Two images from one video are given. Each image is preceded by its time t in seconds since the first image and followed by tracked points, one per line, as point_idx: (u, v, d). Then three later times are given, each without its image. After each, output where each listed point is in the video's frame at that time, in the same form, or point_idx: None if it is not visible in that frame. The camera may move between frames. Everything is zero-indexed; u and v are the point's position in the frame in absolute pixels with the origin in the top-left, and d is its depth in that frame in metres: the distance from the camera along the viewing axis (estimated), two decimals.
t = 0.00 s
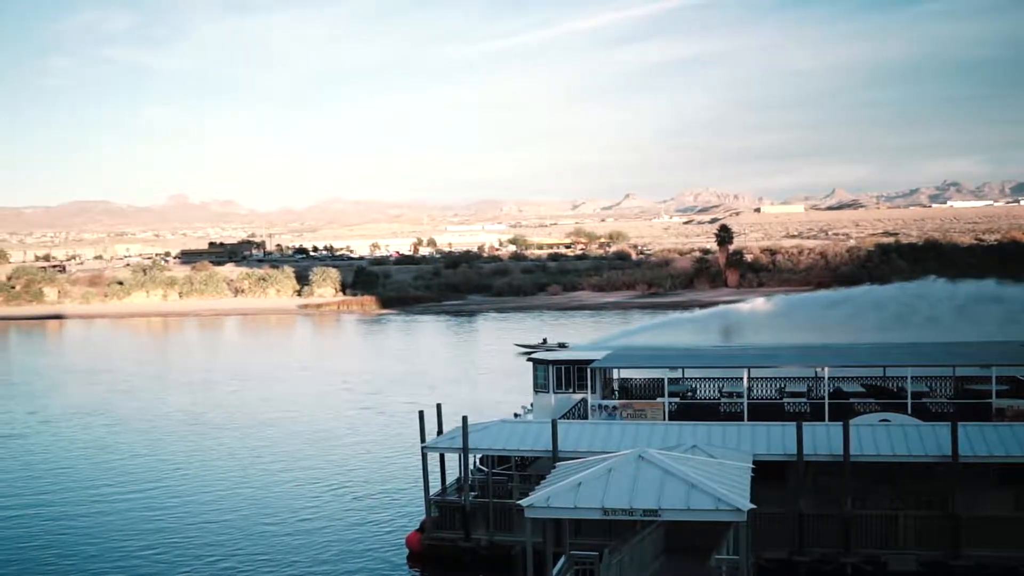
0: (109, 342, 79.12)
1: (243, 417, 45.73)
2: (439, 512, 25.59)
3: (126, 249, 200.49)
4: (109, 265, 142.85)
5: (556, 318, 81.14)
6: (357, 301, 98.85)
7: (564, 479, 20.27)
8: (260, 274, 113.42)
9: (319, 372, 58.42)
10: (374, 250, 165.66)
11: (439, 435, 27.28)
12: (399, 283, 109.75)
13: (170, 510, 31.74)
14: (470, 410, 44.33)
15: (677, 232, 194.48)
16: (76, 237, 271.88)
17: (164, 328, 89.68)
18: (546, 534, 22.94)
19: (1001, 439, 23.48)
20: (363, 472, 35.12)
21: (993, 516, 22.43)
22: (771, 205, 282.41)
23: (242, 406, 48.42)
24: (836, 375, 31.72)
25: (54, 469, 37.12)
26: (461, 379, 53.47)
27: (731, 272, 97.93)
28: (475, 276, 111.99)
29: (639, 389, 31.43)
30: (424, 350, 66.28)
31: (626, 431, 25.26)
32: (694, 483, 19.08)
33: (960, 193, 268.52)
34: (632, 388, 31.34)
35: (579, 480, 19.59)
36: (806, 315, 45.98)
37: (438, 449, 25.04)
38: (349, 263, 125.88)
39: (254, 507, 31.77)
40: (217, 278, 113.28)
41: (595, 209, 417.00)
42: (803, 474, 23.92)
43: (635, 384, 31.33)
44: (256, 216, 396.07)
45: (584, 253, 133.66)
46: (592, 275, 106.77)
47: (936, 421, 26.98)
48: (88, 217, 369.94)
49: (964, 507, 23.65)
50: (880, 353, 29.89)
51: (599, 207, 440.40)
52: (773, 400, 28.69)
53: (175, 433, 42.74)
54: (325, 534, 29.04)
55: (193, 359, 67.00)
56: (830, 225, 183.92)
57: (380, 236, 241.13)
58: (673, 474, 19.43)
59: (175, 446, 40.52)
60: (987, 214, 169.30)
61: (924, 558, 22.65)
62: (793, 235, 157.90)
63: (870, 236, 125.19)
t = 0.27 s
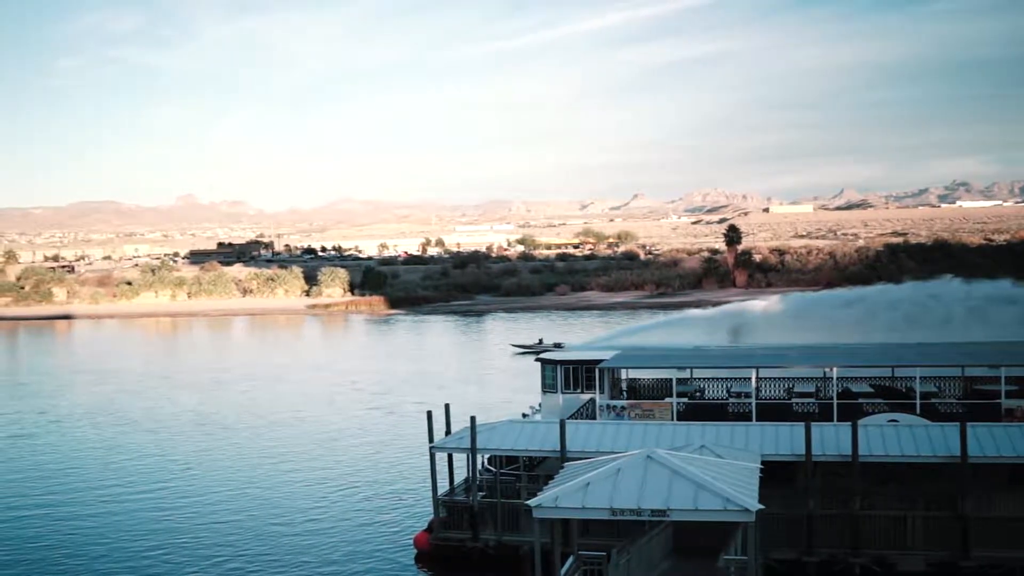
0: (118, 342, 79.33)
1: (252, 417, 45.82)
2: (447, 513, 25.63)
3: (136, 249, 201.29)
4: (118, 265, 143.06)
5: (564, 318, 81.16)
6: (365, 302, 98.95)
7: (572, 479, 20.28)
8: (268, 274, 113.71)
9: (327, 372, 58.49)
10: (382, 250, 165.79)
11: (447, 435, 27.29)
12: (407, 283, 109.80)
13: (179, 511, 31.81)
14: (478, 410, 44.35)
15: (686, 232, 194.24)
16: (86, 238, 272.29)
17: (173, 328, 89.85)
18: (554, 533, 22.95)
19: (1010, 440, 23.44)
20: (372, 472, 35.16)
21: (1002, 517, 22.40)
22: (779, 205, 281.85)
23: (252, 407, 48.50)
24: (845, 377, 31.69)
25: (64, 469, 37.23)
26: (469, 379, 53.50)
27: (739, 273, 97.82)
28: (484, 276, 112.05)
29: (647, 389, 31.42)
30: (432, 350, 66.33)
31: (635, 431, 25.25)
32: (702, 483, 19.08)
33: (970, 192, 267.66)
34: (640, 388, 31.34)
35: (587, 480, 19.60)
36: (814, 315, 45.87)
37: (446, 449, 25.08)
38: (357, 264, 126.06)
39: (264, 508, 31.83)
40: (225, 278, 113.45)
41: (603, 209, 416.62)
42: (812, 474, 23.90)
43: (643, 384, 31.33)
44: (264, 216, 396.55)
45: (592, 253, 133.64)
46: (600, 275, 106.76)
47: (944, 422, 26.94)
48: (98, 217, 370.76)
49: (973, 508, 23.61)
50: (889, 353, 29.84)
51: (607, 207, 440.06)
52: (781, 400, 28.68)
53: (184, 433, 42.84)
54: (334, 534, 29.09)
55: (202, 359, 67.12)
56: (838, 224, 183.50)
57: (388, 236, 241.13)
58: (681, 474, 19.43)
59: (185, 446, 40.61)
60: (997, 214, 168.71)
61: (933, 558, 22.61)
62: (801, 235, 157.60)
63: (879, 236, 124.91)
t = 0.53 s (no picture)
0: (127, 341, 79.46)
1: (262, 417, 45.88)
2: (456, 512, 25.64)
3: (145, 249, 201.67)
4: (127, 266, 143.24)
5: (572, 318, 81.17)
6: (374, 301, 99.01)
7: (581, 479, 20.28)
8: (277, 274, 113.87)
9: (336, 372, 58.52)
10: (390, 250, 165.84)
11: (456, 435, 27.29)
12: (416, 283, 109.82)
13: (189, 510, 31.85)
14: (487, 410, 44.35)
15: (694, 232, 194.00)
16: (95, 238, 273.00)
17: (182, 328, 89.98)
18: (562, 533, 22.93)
19: (1020, 441, 23.38)
20: (380, 472, 35.18)
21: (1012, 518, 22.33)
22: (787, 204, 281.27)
23: (261, 406, 48.57)
24: (854, 377, 31.62)
25: (73, 469, 37.28)
26: (478, 379, 53.51)
27: (748, 273, 97.72)
28: (492, 276, 112.07)
29: (656, 389, 31.40)
30: (440, 350, 66.35)
31: (643, 431, 25.23)
32: (711, 483, 19.06)
33: (979, 192, 266.75)
34: (648, 388, 31.33)
35: (596, 480, 19.59)
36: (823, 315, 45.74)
37: (455, 449, 25.09)
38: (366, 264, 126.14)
39: (273, 507, 31.86)
40: (234, 278, 113.58)
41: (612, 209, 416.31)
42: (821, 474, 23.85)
43: (652, 384, 31.30)
44: (273, 217, 397.16)
45: (601, 253, 133.53)
46: (609, 275, 106.75)
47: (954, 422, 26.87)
48: (107, 218, 371.63)
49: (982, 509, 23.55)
50: (898, 354, 29.77)
51: (615, 207, 439.71)
52: (790, 401, 28.64)
53: (193, 433, 42.89)
54: (343, 534, 29.10)
55: (211, 359, 67.20)
56: (847, 225, 183.07)
57: (396, 236, 241.19)
58: (690, 474, 19.41)
59: (195, 446, 40.67)
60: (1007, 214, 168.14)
61: (943, 559, 22.54)
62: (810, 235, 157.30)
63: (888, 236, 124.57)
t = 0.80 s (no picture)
0: (138, 341, 79.60)
1: (272, 417, 45.92)
2: (466, 512, 25.65)
3: (156, 248, 202.03)
4: (138, 266, 143.47)
5: (582, 318, 81.07)
6: (384, 301, 99.04)
7: (591, 479, 20.26)
8: (287, 274, 114.02)
9: (347, 372, 58.52)
10: (400, 250, 165.90)
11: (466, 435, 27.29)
12: (425, 283, 109.83)
13: (200, 511, 31.89)
14: (497, 411, 44.31)
15: (704, 233, 193.53)
16: (106, 238, 273.73)
17: (192, 328, 90.10)
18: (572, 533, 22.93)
19: None
20: (389, 472, 35.15)
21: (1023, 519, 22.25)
22: (798, 204, 280.43)
23: (271, 406, 48.56)
24: (865, 377, 31.54)
25: (83, 469, 37.35)
26: (488, 379, 53.51)
27: (758, 273, 97.59)
28: (502, 276, 112.00)
29: (665, 389, 31.35)
30: (450, 350, 66.31)
31: (654, 431, 25.19)
32: (721, 484, 19.02)
33: (990, 192, 265.70)
34: (658, 388, 31.28)
35: (606, 481, 19.56)
36: (834, 315, 45.54)
37: (465, 449, 25.09)
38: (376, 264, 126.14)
39: (283, 508, 31.86)
40: (244, 278, 113.70)
41: (621, 210, 415.84)
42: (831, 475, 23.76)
43: (662, 384, 31.25)
44: (283, 217, 397.95)
45: (611, 254, 133.39)
46: (619, 275, 106.66)
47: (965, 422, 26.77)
48: (118, 218, 372.77)
49: (993, 509, 23.45)
50: (909, 354, 29.67)
51: (625, 207, 439.17)
52: (801, 401, 28.54)
53: (203, 433, 42.95)
54: (353, 534, 29.10)
55: (222, 359, 67.26)
56: (858, 225, 182.41)
57: (406, 236, 241.21)
58: (701, 475, 19.37)
59: (205, 446, 40.71)
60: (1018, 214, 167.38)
61: (953, 560, 22.46)
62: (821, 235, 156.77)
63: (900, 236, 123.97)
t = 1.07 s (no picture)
0: (148, 342, 79.78)
1: (283, 417, 45.99)
2: (475, 512, 25.64)
3: (166, 249, 202.42)
4: (149, 266, 143.83)
5: (592, 318, 81.05)
6: (393, 302, 99.11)
7: (601, 480, 20.26)
8: (297, 274, 114.25)
9: (357, 372, 58.60)
10: (410, 251, 165.98)
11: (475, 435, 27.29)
12: (435, 283, 109.92)
13: (210, 511, 31.96)
14: (506, 411, 44.33)
15: (714, 233, 193.17)
16: (117, 239, 274.52)
17: (202, 328, 90.31)
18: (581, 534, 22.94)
19: None
20: (399, 473, 35.18)
21: None
22: (808, 204, 279.79)
23: (281, 407, 48.63)
24: (876, 378, 31.45)
25: (94, 469, 37.47)
26: (498, 379, 53.55)
27: (768, 273, 97.44)
28: (512, 276, 111.98)
29: (675, 390, 31.32)
30: (460, 350, 66.34)
31: (664, 432, 25.17)
32: (731, 484, 19.00)
33: (1002, 191, 264.66)
34: (668, 389, 31.26)
35: (616, 481, 19.56)
36: (846, 315, 45.46)
37: (475, 449, 25.09)
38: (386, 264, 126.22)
39: (293, 508, 31.91)
40: (254, 279, 113.91)
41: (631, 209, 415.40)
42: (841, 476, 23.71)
43: (672, 384, 31.23)
44: (293, 218, 398.51)
45: (621, 254, 133.32)
46: (629, 276, 106.58)
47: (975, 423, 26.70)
48: (129, 219, 373.85)
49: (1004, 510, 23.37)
50: (920, 354, 29.59)
51: (635, 207, 438.60)
52: (811, 401, 28.48)
53: (214, 433, 43.04)
54: (364, 535, 29.15)
55: (233, 359, 67.38)
56: (869, 224, 181.89)
57: (415, 236, 241.32)
58: (711, 475, 19.35)
59: (216, 446, 40.80)
60: None
61: (965, 561, 22.39)
62: (831, 235, 156.37)
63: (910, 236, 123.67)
